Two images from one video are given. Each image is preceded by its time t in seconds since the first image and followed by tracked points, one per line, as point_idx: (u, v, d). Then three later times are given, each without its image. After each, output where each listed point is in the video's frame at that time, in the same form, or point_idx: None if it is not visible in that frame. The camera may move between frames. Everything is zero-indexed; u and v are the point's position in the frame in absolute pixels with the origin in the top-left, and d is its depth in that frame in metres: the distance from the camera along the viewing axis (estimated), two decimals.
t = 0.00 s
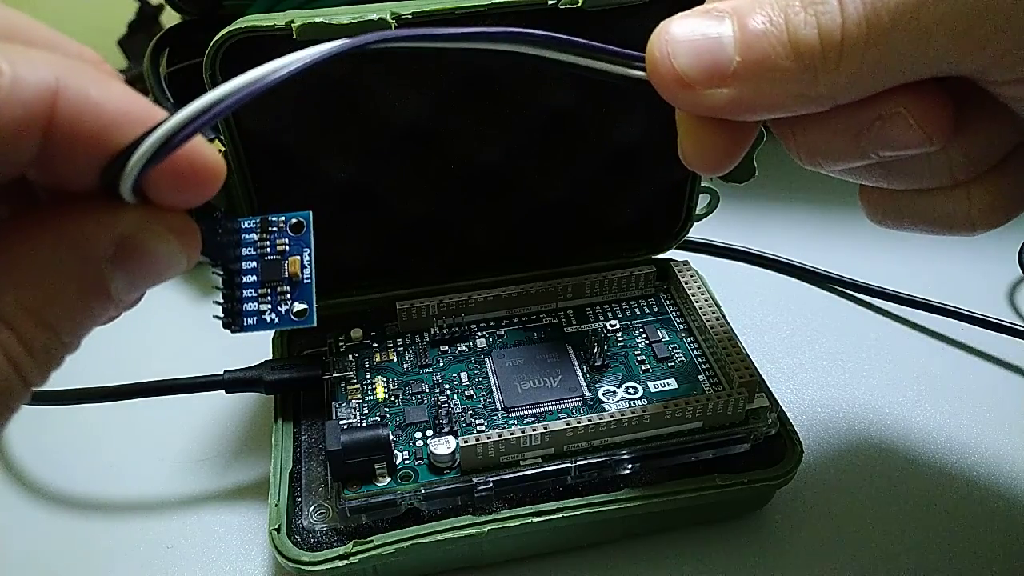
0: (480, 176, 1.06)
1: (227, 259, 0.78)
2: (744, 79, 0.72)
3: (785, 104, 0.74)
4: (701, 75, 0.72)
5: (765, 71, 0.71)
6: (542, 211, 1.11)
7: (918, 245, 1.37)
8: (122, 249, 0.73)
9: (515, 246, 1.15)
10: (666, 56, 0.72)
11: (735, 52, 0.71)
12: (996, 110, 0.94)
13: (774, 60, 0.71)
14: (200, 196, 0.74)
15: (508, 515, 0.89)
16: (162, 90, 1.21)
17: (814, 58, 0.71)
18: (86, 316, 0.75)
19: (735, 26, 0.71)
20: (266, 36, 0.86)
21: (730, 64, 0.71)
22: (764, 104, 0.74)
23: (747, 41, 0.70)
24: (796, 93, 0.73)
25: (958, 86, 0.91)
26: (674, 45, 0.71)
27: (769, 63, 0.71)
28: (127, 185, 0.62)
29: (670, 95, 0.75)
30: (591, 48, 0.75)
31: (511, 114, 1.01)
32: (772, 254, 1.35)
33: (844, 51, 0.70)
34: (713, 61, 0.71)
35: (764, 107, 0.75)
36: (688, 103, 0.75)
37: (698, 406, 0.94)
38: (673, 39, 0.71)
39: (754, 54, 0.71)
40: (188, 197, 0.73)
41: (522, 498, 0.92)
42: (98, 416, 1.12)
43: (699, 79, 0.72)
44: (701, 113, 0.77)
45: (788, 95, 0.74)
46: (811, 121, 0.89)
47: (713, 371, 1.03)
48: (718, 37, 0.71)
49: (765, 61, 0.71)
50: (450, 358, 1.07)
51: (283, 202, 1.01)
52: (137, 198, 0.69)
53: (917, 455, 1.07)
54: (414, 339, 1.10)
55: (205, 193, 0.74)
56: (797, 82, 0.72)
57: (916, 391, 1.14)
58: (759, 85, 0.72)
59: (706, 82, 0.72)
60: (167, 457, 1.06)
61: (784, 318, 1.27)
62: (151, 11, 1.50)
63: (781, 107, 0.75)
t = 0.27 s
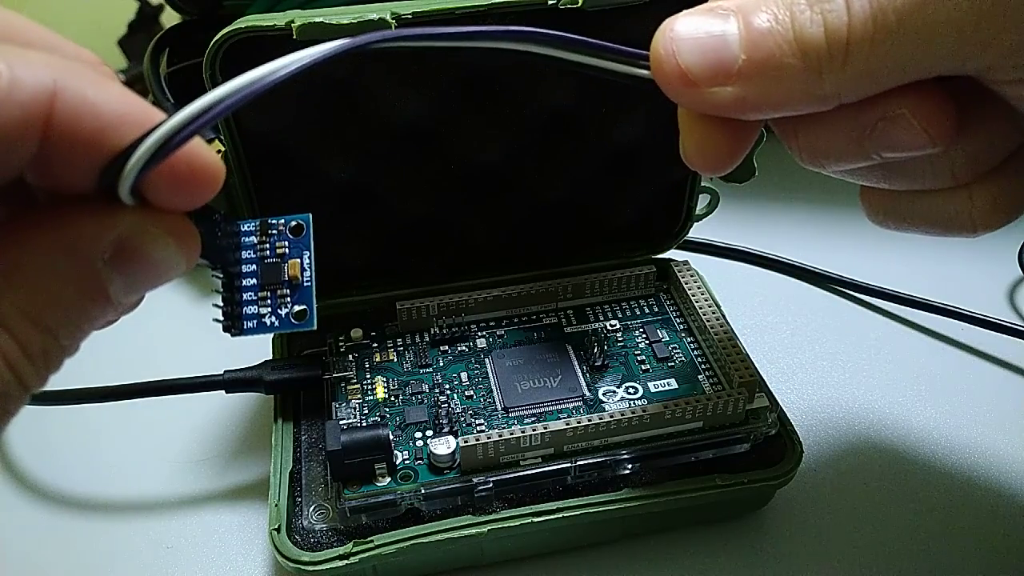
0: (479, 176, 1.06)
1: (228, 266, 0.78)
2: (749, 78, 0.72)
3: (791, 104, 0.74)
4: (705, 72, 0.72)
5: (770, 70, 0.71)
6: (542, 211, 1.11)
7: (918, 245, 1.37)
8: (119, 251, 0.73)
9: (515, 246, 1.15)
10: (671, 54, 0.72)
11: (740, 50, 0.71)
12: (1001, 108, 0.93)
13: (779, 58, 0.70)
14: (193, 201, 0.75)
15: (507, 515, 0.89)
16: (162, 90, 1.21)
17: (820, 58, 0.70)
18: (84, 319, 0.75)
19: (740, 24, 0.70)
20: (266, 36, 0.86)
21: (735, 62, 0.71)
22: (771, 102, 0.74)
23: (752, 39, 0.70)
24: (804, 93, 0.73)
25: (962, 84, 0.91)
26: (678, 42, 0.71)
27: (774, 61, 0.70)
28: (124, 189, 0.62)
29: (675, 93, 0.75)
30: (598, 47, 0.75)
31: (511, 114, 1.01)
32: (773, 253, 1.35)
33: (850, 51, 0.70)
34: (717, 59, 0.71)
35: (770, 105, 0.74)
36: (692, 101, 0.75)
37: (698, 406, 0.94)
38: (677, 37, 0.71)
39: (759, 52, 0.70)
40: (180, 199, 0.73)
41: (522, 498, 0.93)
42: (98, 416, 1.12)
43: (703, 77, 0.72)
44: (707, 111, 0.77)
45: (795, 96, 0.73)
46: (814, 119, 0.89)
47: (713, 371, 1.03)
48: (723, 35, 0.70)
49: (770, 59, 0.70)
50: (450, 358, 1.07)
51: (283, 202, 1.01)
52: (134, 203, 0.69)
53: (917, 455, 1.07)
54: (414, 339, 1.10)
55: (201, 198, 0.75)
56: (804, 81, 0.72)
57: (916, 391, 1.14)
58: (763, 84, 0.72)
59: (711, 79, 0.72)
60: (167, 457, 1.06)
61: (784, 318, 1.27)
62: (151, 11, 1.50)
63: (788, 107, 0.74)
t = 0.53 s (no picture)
0: (479, 176, 1.06)
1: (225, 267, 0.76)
2: (759, 67, 0.71)
3: (800, 93, 0.73)
4: (716, 60, 0.71)
5: (781, 58, 0.70)
6: (542, 211, 1.11)
7: (918, 245, 1.36)
8: (113, 253, 0.73)
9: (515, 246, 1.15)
10: (682, 41, 0.71)
11: (751, 38, 0.70)
12: (1008, 99, 0.92)
13: (790, 47, 0.70)
14: (182, 204, 0.73)
15: (507, 515, 0.89)
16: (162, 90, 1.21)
17: (832, 47, 0.70)
18: (78, 320, 0.75)
19: (750, 12, 0.70)
20: (266, 36, 0.86)
21: (745, 50, 0.71)
22: (780, 93, 0.73)
23: (763, 27, 0.69)
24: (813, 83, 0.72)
25: (965, 74, 0.90)
26: (690, 29, 0.71)
27: (785, 50, 0.70)
28: (118, 188, 0.61)
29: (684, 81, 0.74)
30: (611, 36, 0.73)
31: (511, 114, 1.01)
32: (773, 254, 1.35)
33: (861, 41, 0.69)
34: (727, 45, 0.71)
35: (779, 95, 0.73)
36: (702, 89, 0.74)
37: (698, 406, 0.94)
38: (687, 23, 0.71)
39: (770, 41, 0.70)
40: (165, 196, 0.72)
41: (522, 498, 0.92)
42: (98, 416, 1.12)
43: (713, 65, 0.71)
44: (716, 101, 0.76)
45: (804, 84, 0.73)
46: (817, 112, 0.88)
47: (713, 371, 1.03)
48: (733, 22, 0.70)
49: (781, 48, 0.70)
50: (450, 358, 1.07)
51: (283, 202, 1.02)
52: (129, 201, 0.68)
53: (917, 455, 1.06)
54: (414, 339, 1.10)
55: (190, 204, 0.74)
56: (814, 71, 0.71)
57: (916, 391, 1.14)
58: (774, 72, 0.71)
59: (720, 67, 0.72)
60: (167, 457, 1.06)
61: (784, 318, 1.27)
62: (151, 11, 1.50)
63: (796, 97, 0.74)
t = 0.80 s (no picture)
0: (479, 176, 1.06)
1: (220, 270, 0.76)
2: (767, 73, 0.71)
3: (806, 99, 0.73)
4: (722, 66, 0.70)
5: (789, 66, 0.70)
6: (542, 211, 1.11)
7: (919, 245, 1.36)
8: (100, 249, 0.75)
9: (515, 246, 1.15)
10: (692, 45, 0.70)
11: (760, 45, 0.69)
12: (1015, 102, 0.92)
13: (799, 55, 0.69)
14: (166, 200, 0.74)
15: (507, 515, 0.89)
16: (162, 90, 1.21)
17: (843, 54, 0.69)
18: (68, 318, 0.76)
19: (759, 17, 0.69)
20: (266, 36, 0.86)
21: (754, 57, 0.70)
22: (785, 98, 0.73)
23: (773, 35, 0.69)
24: (819, 90, 0.72)
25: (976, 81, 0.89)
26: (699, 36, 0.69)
27: (794, 57, 0.69)
28: (106, 181, 0.60)
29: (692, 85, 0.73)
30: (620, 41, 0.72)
31: (510, 114, 1.01)
32: (773, 254, 1.35)
33: (871, 49, 0.69)
34: (736, 51, 0.70)
35: (784, 100, 0.73)
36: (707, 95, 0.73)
37: (698, 406, 0.94)
38: (698, 29, 0.69)
39: (779, 49, 0.69)
40: (149, 189, 0.73)
41: (522, 498, 0.92)
42: (97, 416, 1.12)
43: (720, 71, 0.71)
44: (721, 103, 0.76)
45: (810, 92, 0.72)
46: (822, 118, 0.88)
47: (713, 371, 1.03)
48: (743, 29, 0.69)
49: (790, 55, 0.69)
50: (450, 358, 1.07)
51: (283, 202, 1.02)
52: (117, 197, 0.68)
53: (917, 455, 1.07)
54: (414, 339, 1.10)
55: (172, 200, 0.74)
56: (823, 76, 0.71)
57: (916, 391, 1.14)
58: (782, 78, 0.71)
59: (727, 74, 0.71)
60: (167, 457, 1.06)
61: (784, 318, 1.27)
62: (151, 11, 1.50)
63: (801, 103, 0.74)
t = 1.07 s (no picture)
0: (479, 176, 1.06)
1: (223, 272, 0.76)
2: (763, 56, 0.71)
3: (803, 82, 0.73)
4: (718, 51, 0.70)
5: (784, 49, 0.70)
6: (542, 211, 1.11)
7: (918, 245, 1.36)
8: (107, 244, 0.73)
9: (515, 246, 1.15)
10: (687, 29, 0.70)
11: (755, 27, 0.70)
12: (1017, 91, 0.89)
13: (795, 37, 0.69)
14: (174, 196, 0.74)
15: (508, 515, 0.89)
16: (163, 90, 1.21)
17: (838, 35, 0.69)
18: (73, 314, 0.75)
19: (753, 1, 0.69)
20: (267, 36, 0.86)
21: (750, 40, 0.70)
22: (782, 81, 0.73)
23: (768, 18, 0.69)
24: (816, 72, 0.72)
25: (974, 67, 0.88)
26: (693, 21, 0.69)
27: (790, 40, 0.69)
28: (113, 177, 0.60)
29: (689, 71, 0.73)
30: (619, 27, 0.72)
31: (510, 114, 1.01)
32: (773, 254, 1.35)
33: (867, 29, 0.69)
34: (731, 35, 0.70)
35: (781, 83, 0.73)
36: (705, 80, 0.74)
37: (698, 406, 0.94)
38: (693, 14, 0.69)
39: (774, 32, 0.69)
40: (157, 186, 0.72)
41: (522, 498, 0.92)
42: (97, 416, 1.12)
43: (715, 55, 0.71)
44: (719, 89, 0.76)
45: (808, 74, 0.72)
46: (819, 102, 0.86)
47: (713, 371, 1.03)
48: (737, 13, 0.69)
49: (786, 37, 0.69)
50: (450, 358, 1.07)
51: (283, 202, 1.02)
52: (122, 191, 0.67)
53: (917, 455, 1.07)
54: (414, 339, 1.10)
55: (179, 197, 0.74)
56: (820, 59, 0.71)
57: (916, 391, 1.14)
58: (778, 61, 0.71)
59: (723, 59, 0.71)
60: (167, 457, 1.06)
61: (784, 318, 1.27)
62: (151, 11, 1.50)
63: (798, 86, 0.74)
